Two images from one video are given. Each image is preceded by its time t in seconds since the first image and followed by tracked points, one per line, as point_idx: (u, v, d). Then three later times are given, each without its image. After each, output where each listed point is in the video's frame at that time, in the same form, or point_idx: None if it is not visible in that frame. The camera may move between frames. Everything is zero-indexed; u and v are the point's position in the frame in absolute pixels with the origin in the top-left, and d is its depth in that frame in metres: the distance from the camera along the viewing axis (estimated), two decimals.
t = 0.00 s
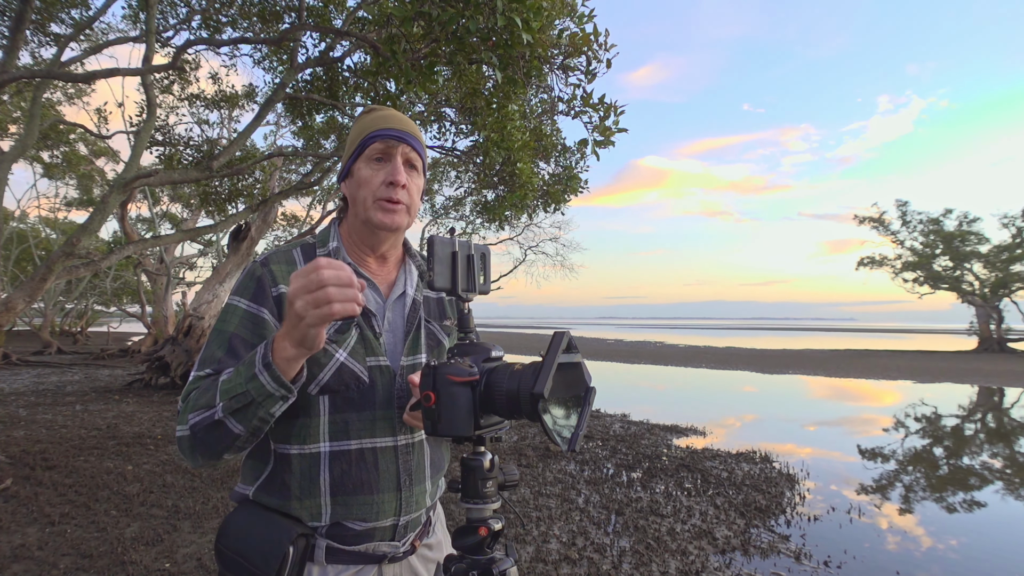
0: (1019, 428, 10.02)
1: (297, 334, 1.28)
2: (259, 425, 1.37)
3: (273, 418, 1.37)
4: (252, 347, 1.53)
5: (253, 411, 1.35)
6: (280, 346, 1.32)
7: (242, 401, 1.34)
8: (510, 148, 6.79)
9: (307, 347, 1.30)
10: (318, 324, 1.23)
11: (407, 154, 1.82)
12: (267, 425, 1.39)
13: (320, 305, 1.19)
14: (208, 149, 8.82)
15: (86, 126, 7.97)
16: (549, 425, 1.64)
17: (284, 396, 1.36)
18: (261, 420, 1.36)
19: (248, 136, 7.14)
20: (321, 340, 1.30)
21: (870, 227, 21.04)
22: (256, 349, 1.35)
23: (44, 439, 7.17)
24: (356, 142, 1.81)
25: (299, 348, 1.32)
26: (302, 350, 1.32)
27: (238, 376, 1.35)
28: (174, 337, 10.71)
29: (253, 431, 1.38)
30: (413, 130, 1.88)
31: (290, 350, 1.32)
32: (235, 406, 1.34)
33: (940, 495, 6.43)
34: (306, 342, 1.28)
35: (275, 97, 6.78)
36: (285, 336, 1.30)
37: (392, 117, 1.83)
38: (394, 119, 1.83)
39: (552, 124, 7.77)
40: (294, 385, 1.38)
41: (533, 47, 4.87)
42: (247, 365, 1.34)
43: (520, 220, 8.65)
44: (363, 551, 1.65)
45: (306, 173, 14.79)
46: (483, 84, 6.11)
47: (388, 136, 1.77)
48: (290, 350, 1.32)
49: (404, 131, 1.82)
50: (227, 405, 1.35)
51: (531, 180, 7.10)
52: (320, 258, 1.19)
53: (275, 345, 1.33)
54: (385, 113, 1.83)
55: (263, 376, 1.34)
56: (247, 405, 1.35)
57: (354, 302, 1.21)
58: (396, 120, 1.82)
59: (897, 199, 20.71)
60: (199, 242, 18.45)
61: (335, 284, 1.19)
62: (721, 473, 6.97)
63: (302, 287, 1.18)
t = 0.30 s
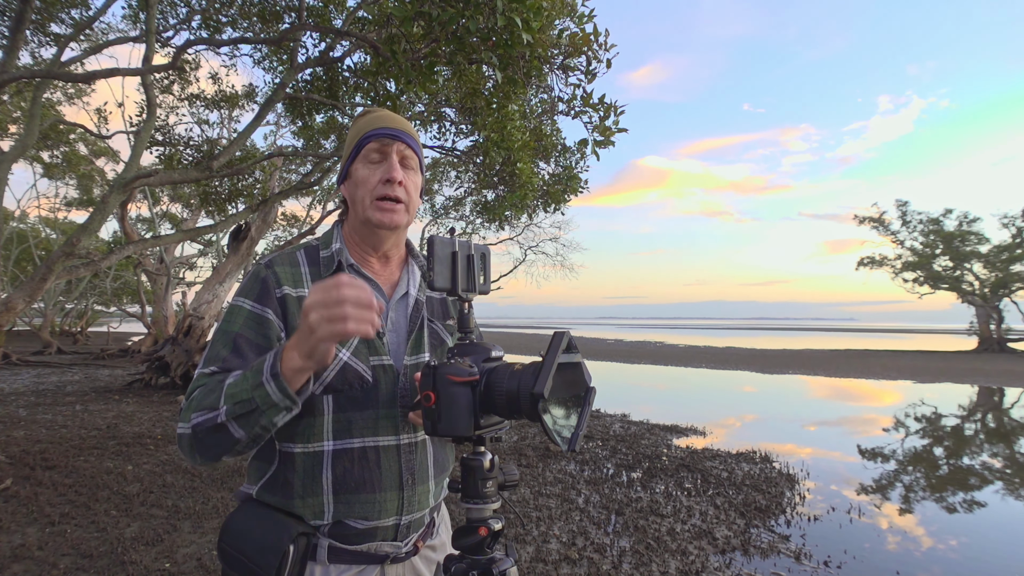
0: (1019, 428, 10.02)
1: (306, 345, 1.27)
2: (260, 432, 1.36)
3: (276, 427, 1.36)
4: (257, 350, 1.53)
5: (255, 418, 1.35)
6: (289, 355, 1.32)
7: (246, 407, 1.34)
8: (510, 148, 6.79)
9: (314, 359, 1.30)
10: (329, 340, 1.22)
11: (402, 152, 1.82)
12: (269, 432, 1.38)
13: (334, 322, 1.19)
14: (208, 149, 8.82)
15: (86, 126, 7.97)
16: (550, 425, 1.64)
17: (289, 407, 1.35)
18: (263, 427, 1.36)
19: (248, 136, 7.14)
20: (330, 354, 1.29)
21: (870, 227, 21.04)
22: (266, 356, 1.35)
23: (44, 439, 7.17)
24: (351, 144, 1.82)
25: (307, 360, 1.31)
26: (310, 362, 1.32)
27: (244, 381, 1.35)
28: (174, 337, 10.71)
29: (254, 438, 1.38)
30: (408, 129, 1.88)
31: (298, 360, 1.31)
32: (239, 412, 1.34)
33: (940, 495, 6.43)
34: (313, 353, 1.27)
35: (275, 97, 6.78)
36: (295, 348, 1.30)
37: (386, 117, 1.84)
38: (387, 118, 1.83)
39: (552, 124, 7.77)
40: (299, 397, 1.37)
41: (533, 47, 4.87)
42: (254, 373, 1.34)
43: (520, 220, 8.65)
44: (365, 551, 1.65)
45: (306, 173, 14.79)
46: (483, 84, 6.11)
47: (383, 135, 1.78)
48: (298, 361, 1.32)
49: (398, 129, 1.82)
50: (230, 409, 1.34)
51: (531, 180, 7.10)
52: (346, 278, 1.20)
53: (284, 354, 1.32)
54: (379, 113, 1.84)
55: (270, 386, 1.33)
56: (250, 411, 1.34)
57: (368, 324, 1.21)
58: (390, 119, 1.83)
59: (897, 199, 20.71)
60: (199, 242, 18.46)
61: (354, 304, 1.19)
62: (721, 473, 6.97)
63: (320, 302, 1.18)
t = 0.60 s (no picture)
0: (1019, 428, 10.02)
1: (297, 338, 1.27)
2: (261, 431, 1.36)
3: (275, 425, 1.37)
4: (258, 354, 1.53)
5: (255, 416, 1.35)
6: (283, 352, 1.32)
7: (246, 406, 1.34)
8: (510, 148, 6.79)
9: (306, 353, 1.30)
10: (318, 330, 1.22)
11: (416, 158, 1.83)
12: (270, 430, 1.38)
13: (321, 312, 1.20)
14: (208, 149, 8.82)
15: (86, 126, 7.97)
16: (549, 425, 1.64)
17: (288, 403, 1.35)
18: (263, 425, 1.36)
19: (248, 136, 7.14)
20: (323, 347, 1.29)
21: (870, 227, 21.06)
22: (263, 355, 1.36)
23: (44, 439, 7.17)
24: (364, 142, 1.79)
25: (301, 355, 1.31)
26: (303, 356, 1.31)
27: (244, 379, 1.36)
28: (174, 337, 10.72)
29: (256, 436, 1.38)
30: (420, 134, 1.90)
31: (293, 355, 1.31)
32: (239, 410, 1.34)
33: (940, 495, 6.43)
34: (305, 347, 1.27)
35: (275, 97, 6.77)
36: (289, 341, 1.30)
37: (400, 121, 1.83)
38: (404, 122, 1.83)
39: (553, 124, 7.77)
40: (298, 393, 1.37)
41: (533, 47, 4.87)
42: (252, 370, 1.34)
43: (520, 220, 8.65)
44: (371, 551, 1.65)
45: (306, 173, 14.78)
46: (483, 84, 6.12)
47: (400, 140, 1.78)
48: (293, 356, 1.32)
49: (413, 135, 1.83)
50: (231, 408, 1.34)
51: (532, 180, 7.10)
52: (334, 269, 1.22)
53: (279, 351, 1.33)
54: (395, 117, 1.84)
55: (268, 383, 1.33)
56: (250, 410, 1.35)
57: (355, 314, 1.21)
58: (405, 123, 1.84)
59: (897, 199, 20.72)
60: (199, 242, 18.45)
61: (340, 293, 1.20)
62: (721, 473, 6.97)
63: (307, 292, 1.19)
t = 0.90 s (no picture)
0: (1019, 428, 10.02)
1: (311, 343, 1.28)
2: (271, 440, 1.36)
3: (285, 433, 1.37)
4: (258, 361, 1.53)
5: (264, 426, 1.35)
6: (294, 359, 1.33)
7: (255, 416, 1.34)
8: (510, 148, 6.79)
9: (320, 357, 1.31)
10: (334, 330, 1.24)
11: (422, 160, 1.87)
12: (279, 440, 1.38)
13: (337, 309, 1.22)
14: (208, 149, 8.82)
15: (86, 126, 7.97)
16: (549, 425, 1.64)
17: (298, 411, 1.36)
18: (273, 434, 1.36)
19: (248, 136, 7.14)
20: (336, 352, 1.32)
21: (870, 227, 21.06)
22: (271, 363, 1.35)
23: (44, 439, 7.17)
24: (371, 138, 1.75)
25: (313, 360, 1.32)
26: (315, 361, 1.32)
27: (251, 390, 1.35)
28: (174, 337, 10.72)
29: (263, 446, 1.38)
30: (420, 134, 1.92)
31: (304, 362, 1.32)
32: (248, 420, 1.34)
33: (940, 495, 6.43)
34: (319, 353, 1.29)
35: (275, 97, 6.77)
36: (301, 349, 1.31)
37: (405, 120, 1.85)
38: (411, 123, 1.85)
39: (552, 124, 7.76)
40: (307, 400, 1.38)
41: (533, 47, 4.87)
42: (261, 380, 1.34)
43: (520, 220, 8.65)
44: (380, 550, 1.65)
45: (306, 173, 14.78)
46: (483, 84, 6.12)
47: (412, 142, 1.80)
48: (304, 363, 1.33)
49: (420, 137, 1.86)
50: (239, 419, 1.34)
51: (531, 180, 7.09)
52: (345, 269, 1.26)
53: (289, 358, 1.33)
54: (401, 117, 1.84)
55: (279, 392, 1.33)
56: (259, 420, 1.35)
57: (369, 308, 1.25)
58: (412, 124, 1.85)
59: (897, 199, 20.73)
60: (199, 242, 18.46)
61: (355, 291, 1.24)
62: (721, 473, 6.97)
63: (322, 290, 1.22)
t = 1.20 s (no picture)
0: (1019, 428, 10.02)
1: (307, 291, 1.30)
2: (275, 399, 1.35)
3: (289, 391, 1.35)
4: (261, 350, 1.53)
5: (268, 384, 1.34)
6: (294, 311, 1.35)
7: (257, 374, 1.32)
8: (510, 148, 6.79)
9: (317, 305, 1.32)
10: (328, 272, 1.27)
11: (407, 154, 1.82)
12: (284, 400, 1.36)
13: (327, 249, 1.25)
14: (208, 149, 8.82)
15: (85, 126, 7.96)
16: (550, 425, 1.64)
17: (301, 364, 1.36)
18: (278, 392, 1.35)
19: (248, 136, 7.14)
20: (334, 298, 1.33)
21: (870, 226, 21.08)
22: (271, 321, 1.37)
23: (44, 439, 7.17)
24: (351, 142, 1.78)
25: (312, 309, 1.34)
26: (314, 311, 1.34)
27: (252, 351, 1.35)
28: (174, 337, 10.71)
29: (269, 408, 1.36)
30: (409, 129, 1.88)
31: (303, 312, 1.34)
32: (251, 380, 1.32)
33: (940, 495, 6.43)
34: (316, 298, 1.30)
35: (275, 97, 6.77)
36: (298, 298, 1.34)
37: (388, 118, 1.83)
38: (392, 120, 1.82)
39: (552, 124, 7.76)
40: (310, 353, 1.38)
41: (532, 47, 4.88)
42: (261, 338, 1.34)
43: (520, 220, 8.65)
44: (376, 552, 1.65)
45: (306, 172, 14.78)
46: (483, 84, 6.12)
47: (388, 138, 1.77)
48: (303, 313, 1.35)
49: (402, 131, 1.82)
50: (241, 380, 1.33)
51: (531, 180, 7.09)
52: (333, 216, 1.30)
53: (289, 311, 1.35)
54: (382, 113, 1.82)
55: (279, 345, 1.33)
56: (262, 378, 1.34)
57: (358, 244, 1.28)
58: (394, 120, 1.82)
59: (897, 199, 20.74)
60: (199, 242, 18.46)
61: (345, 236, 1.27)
62: (721, 473, 6.97)
63: (311, 234, 1.26)
